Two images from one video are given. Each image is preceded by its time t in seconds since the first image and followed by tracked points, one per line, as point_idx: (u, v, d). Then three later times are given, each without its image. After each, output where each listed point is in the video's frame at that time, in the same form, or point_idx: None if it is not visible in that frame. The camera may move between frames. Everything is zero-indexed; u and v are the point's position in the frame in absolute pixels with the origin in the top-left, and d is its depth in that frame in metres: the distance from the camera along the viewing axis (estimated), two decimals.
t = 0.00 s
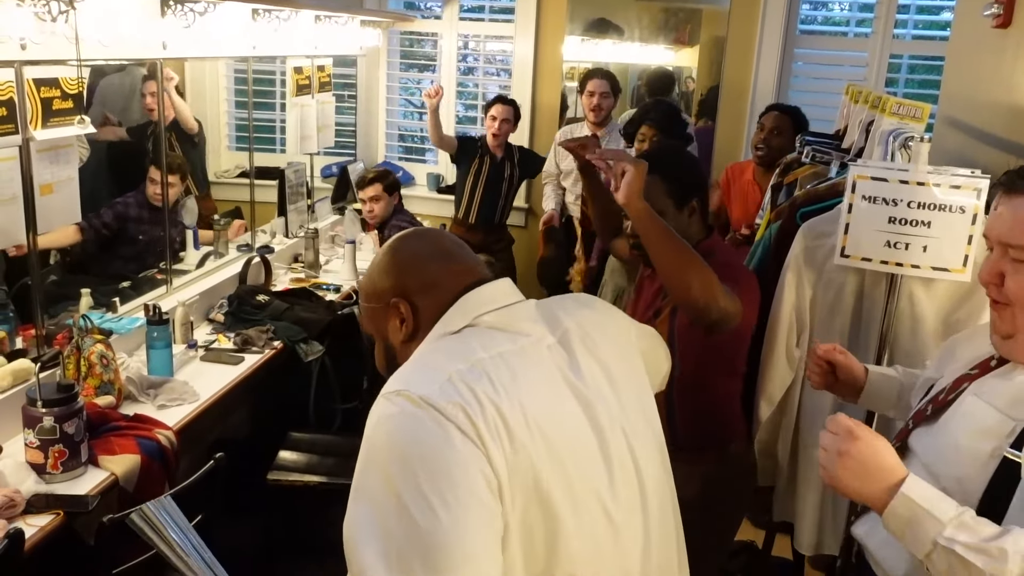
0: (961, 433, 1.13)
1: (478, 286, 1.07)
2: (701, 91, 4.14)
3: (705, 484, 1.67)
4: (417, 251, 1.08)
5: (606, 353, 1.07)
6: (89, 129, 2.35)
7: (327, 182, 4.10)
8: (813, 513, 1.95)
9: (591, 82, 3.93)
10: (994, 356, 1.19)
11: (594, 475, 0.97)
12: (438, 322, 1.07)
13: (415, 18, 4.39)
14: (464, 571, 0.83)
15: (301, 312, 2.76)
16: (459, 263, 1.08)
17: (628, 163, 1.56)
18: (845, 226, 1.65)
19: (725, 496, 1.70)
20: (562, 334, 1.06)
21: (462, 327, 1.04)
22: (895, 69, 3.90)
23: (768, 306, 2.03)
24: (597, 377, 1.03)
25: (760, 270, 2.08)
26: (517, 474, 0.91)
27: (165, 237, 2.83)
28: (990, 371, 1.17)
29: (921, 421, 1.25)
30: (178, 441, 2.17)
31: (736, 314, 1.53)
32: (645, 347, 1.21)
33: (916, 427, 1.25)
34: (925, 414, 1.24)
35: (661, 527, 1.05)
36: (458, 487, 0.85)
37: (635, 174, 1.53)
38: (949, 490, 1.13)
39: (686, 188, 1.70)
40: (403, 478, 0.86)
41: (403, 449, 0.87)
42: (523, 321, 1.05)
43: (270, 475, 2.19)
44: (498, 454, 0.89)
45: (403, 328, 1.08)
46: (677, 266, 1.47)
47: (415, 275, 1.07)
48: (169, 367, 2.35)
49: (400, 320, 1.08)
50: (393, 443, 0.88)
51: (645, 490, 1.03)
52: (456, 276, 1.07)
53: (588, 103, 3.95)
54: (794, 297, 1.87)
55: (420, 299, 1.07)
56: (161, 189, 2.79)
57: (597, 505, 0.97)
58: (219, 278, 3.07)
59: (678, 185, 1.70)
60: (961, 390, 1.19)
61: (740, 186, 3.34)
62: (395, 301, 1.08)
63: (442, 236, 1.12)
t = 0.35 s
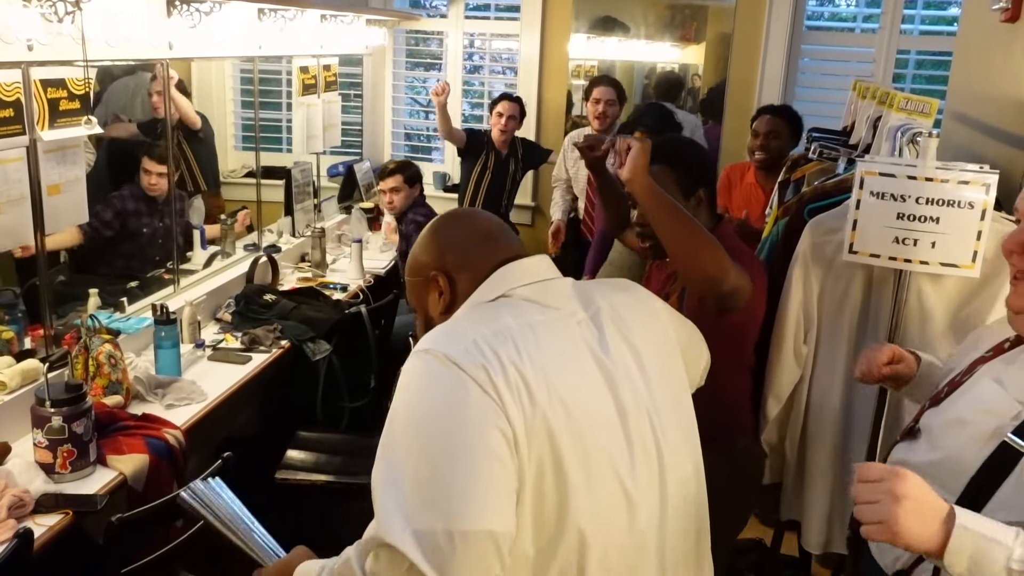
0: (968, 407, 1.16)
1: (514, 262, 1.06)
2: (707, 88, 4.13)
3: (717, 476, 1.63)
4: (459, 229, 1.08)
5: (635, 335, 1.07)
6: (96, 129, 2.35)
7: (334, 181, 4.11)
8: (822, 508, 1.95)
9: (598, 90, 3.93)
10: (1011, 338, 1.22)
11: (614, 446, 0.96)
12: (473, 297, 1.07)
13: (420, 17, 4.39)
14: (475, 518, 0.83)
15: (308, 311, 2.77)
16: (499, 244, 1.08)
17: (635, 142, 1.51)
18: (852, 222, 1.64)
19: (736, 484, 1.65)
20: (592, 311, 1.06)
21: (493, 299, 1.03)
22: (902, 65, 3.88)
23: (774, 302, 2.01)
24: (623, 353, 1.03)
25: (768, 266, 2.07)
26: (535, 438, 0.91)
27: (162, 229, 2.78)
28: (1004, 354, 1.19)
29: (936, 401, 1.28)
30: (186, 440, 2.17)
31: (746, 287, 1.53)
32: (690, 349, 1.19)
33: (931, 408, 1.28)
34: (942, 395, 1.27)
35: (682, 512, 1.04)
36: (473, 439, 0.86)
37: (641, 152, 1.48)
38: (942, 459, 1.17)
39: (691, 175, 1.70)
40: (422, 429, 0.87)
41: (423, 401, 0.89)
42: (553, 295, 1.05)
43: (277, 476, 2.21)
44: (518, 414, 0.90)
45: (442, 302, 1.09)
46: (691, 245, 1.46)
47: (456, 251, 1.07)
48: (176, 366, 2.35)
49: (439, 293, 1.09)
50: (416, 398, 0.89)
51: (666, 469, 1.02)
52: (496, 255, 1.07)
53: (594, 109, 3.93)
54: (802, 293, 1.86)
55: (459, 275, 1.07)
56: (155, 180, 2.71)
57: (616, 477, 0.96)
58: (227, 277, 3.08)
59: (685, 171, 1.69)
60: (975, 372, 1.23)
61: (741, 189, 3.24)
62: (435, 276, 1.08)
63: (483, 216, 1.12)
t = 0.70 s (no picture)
0: (973, 412, 1.14)
1: (534, 252, 1.09)
2: (712, 93, 4.14)
3: (722, 478, 1.66)
4: (487, 214, 1.12)
5: (644, 330, 1.10)
6: (104, 136, 2.37)
7: (340, 187, 4.12)
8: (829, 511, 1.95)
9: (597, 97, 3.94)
10: (1013, 342, 1.21)
11: (611, 434, 0.99)
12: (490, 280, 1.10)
13: (426, 23, 4.41)
14: (460, 499, 0.89)
15: (315, 316, 2.78)
16: (523, 231, 1.12)
17: (622, 165, 1.47)
18: (857, 227, 1.65)
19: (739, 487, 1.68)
20: (604, 303, 1.09)
21: (509, 287, 1.07)
22: (907, 69, 3.88)
23: (781, 304, 2.01)
24: (630, 346, 1.06)
25: (774, 270, 2.08)
26: (532, 423, 0.95)
27: (153, 229, 2.70)
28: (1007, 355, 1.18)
29: (938, 403, 1.27)
30: (194, 445, 2.18)
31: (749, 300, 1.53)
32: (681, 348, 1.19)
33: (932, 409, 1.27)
34: (942, 397, 1.27)
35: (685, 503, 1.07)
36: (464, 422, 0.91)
37: (632, 178, 1.44)
38: (956, 471, 1.14)
39: (688, 181, 1.69)
40: (419, 412, 0.93)
41: (422, 385, 0.94)
42: (565, 286, 1.08)
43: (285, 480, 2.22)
44: (515, 395, 0.94)
45: (463, 283, 1.13)
46: (691, 262, 1.46)
47: (479, 234, 1.11)
48: (184, 371, 2.36)
49: (461, 274, 1.13)
50: (417, 382, 0.95)
51: (666, 459, 1.04)
52: (518, 242, 1.10)
53: (594, 122, 3.91)
54: (808, 297, 1.86)
55: (480, 258, 1.11)
56: (139, 179, 2.59)
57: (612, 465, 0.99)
58: (234, 283, 3.09)
59: (679, 179, 1.68)
60: (977, 373, 1.22)
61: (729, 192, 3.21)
62: (458, 257, 1.12)
63: (510, 205, 1.15)
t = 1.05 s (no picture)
0: (953, 440, 1.11)
1: (542, 292, 1.08)
2: (716, 99, 4.14)
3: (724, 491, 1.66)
4: (495, 247, 1.10)
5: (642, 374, 1.09)
6: (110, 144, 2.38)
7: (345, 195, 4.13)
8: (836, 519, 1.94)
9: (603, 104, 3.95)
10: (984, 361, 1.17)
11: (604, 478, 1.00)
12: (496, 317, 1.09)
13: (430, 31, 4.42)
14: (451, 539, 0.90)
15: (320, 323, 2.78)
16: (533, 269, 1.10)
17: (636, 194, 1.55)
18: (861, 232, 1.65)
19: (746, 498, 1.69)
20: (605, 343, 1.09)
21: (513, 325, 1.06)
22: (911, 75, 3.89)
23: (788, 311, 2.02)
24: (628, 390, 1.06)
25: (779, 276, 2.08)
26: (528, 465, 0.95)
27: (152, 230, 2.67)
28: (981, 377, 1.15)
29: (922, 434, 1.22)
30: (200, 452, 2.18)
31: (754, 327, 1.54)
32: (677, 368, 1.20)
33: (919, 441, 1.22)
34: (927, 427, 1.21)
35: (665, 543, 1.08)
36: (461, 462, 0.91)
37: (640, 205, 1.52)
38: (947, 496, 1.11)
39: (706, 205, 1.71)
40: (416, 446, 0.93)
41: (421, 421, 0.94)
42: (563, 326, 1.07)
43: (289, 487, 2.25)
44: (515, 442, 0.94)
45: (469, 313, 1.12)
46: (692, 289, 1.48)
47: (489, 267, 1.09)
48: (189, 379, 2.36)
49: (466, 304, 1.12)
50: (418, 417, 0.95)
51: (654, 501, 1.05)
52: (527, 280, 1.09)
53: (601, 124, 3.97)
54: (813, 305, 1.87)
55: (487, 291, 1.09)
56: (135, 184, 2.56)
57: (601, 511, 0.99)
58: (239, 290, 3.10)
59: (700, 205, 1.71)
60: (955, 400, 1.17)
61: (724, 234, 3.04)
62: (466, 287, 1.11)
63: (523, 240, 1.13)
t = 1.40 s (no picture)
0: (940, 421, 1.10)
1: (536, 243, 1.11)
2: (719, 105, 4.15)
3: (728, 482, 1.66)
4: (495, 196, 1.13)
5: (645, 326, 1.12)
6: (115, 151, 2.39)
7: (348, 201, 4.14)
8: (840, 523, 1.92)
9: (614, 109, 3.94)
10: (966, 347, 1.18)
11: (597, 423, 1.02)
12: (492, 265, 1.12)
13: (433, 38, 4.43)
14: (441, 472, 0.93)
15: (324, 329, 2.79)
16: (530, 220, 1.13)
17: (650, 159, 1.49)
18: (865, 237, 1.64)
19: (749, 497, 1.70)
20: (607, 297, 1.11)
21: (514, 271, 1.09)
22: (914, 81, 3.89)
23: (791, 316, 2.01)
24: (628, 343, 1.09)
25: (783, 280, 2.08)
26: (521, 405, 0.98)
27: (153, 235, 2.66)
28: (964, 362, 1.15)
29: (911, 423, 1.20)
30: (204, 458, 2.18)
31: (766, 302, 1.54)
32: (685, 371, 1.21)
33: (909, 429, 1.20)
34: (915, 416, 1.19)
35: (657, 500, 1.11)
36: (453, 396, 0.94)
37: (659, 172, 1.46)
38: (934, 482, 1.09)
39: (721, 188, 1.72)
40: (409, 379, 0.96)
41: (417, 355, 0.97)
42: (565, 277, 1.09)
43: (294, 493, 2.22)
44: (510, 378, 0.97)
45: (465, 262, 1.15)
46: (705, 255, 1.47)
47: (486, 218, 1.12)
48: (193, 385, 2.36)
49: (463, 253, 1.15)
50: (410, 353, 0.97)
51: (647, 451, 1.08)
52: (523, 231, 1.12)
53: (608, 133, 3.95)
54: (816, 307, 1.86)
55: (484, 241, 1.12)
56: (130, 187, 2.51)
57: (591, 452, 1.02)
58: (243, 296, 3.10)
59: (713, 185, 1.72)
60: (942, 387, 1.17)
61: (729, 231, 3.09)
62: (464, 237, 1.14)
63: (520, 192, 1.16)
